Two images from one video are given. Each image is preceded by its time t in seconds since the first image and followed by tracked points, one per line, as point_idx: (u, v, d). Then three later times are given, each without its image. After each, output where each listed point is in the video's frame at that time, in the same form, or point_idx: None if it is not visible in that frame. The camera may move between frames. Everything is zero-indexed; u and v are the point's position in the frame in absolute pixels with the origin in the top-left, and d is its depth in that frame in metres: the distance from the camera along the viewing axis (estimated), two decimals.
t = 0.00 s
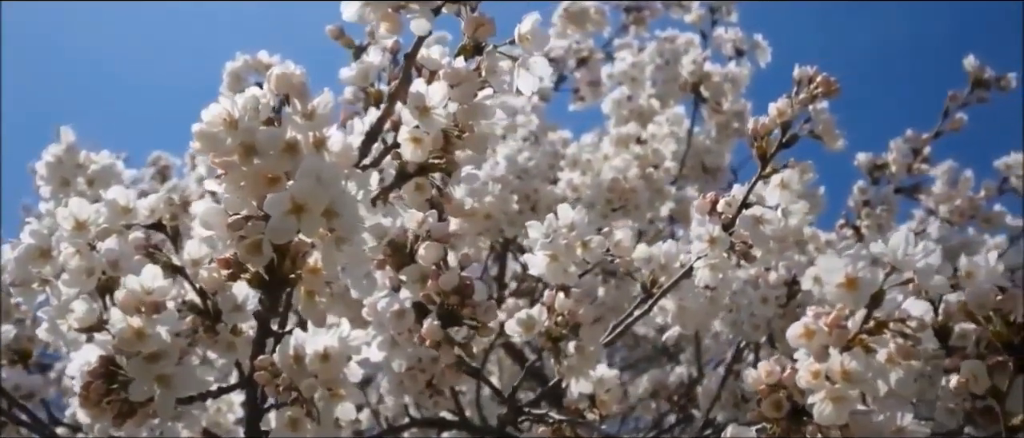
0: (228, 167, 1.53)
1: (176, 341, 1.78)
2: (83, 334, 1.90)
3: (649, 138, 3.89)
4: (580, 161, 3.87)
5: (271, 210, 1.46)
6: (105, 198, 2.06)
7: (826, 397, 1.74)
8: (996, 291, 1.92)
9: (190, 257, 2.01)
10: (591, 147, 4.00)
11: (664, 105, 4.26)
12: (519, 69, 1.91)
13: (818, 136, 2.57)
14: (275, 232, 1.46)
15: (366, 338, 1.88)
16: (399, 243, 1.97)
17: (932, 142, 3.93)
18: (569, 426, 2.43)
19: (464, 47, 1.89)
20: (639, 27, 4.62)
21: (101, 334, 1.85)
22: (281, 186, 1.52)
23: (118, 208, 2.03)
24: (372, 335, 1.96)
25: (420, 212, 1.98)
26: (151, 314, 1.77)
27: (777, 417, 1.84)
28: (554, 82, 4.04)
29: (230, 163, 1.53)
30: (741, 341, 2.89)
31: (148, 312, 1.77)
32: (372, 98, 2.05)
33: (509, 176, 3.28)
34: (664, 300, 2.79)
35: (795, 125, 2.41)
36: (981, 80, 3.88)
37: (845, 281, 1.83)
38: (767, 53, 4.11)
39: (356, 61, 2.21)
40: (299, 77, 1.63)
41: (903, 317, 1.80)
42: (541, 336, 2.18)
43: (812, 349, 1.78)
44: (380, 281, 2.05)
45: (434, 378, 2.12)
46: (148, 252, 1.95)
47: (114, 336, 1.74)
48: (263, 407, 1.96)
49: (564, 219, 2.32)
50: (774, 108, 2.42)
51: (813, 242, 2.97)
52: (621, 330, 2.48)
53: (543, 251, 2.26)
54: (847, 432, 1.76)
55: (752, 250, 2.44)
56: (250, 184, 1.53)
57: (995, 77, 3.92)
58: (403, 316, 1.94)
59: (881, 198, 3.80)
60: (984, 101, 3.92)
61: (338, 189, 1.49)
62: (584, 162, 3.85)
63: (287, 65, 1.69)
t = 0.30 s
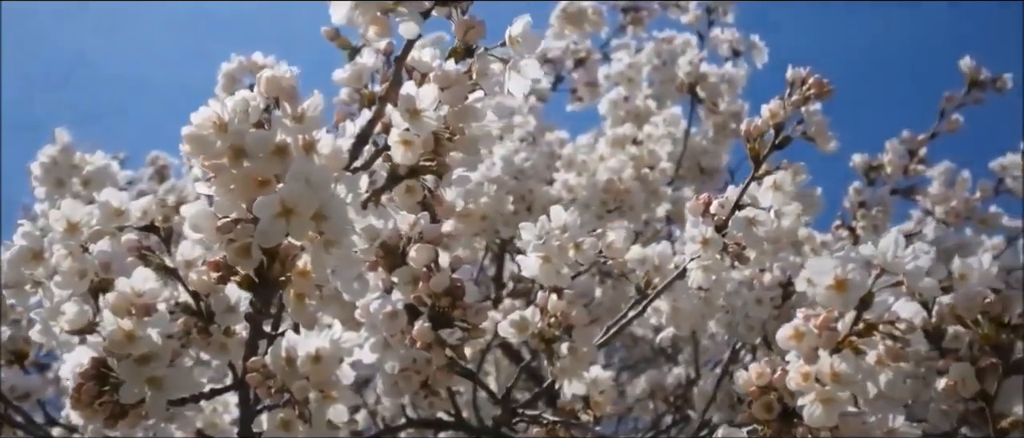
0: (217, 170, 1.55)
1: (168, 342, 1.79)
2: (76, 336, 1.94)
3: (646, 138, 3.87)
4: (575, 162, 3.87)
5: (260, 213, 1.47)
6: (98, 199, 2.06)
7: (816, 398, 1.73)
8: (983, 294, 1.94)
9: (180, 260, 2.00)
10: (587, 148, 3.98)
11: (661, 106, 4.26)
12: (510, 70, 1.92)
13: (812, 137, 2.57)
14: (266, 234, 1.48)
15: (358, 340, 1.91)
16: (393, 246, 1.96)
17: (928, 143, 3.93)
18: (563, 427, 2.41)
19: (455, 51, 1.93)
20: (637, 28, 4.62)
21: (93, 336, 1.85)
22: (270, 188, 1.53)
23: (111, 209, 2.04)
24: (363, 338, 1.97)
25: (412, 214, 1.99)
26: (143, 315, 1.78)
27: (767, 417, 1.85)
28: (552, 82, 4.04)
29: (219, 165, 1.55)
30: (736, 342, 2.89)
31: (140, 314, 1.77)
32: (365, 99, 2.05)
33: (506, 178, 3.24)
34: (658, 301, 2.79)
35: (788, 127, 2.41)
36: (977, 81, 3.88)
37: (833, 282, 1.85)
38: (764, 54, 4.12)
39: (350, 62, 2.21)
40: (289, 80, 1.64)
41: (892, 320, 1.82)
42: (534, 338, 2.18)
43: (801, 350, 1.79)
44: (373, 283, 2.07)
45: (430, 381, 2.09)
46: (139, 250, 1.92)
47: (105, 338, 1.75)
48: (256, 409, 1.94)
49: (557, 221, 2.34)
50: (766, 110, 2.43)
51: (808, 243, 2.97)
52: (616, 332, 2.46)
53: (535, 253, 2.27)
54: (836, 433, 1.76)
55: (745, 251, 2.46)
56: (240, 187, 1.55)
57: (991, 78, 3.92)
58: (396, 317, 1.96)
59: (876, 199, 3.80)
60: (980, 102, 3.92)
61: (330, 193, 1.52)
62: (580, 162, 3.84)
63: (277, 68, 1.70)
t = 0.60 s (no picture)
0: (210, 173, 1.58)
1: (158, 343, 1.80)
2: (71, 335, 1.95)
3: (642, 139, 3.70)
4: (572, 164, 3.80)
5: (250, 216, 1.51)
6: (93, 201, 2.06)
7: (807, 400, 1.74)
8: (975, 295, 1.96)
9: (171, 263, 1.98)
10: (584, 148, 3.94)
11: (657, 107, 4.03)
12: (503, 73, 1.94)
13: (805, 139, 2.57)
14: (256, 236, 1.50)
15: (352, 341, 1.89)
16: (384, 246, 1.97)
17: (923, 144, 3.94)
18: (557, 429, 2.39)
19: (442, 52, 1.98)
20: (634, 29, 4.62)
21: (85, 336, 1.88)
22: (258, 190, 1.56)
23: (105, 211, 2.04)
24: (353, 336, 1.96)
25: (406, 214, 2.04)
26: (135, 317, 1.80)
27: (759, 420, 1.86)
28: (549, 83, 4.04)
29: (211, 167, 1.58)
30: (731, 343, 2.88)
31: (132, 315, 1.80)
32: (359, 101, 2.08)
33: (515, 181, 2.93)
34: (653, 302, 2.80)
35: (780, 128, 2.43)
36: (972, 83, 3.89)
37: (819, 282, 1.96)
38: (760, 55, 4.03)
39: (343, 63, 2.19)
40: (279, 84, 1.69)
41: (880, 322, 1.94)
42: (528, 339, 2.19)
43: (790, 352, 1.87)
44: (366, 285, 2.06)
45: (423, 381, 2.07)
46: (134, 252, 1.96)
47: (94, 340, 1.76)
48: (250, 410, 1.91)
49: (551, 224, 2.36)
50: (759, 112, 2.49)
51: (803, 244, 2.98)
52: (611, 331, 2.47)
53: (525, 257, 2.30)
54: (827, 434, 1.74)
55: (743, 253, 2.46)
56: (231, 189, 1.57)
57: (986, 79, 3.93)
58: (388, 317, 1.96)
59: (870, 200, 3.81)
60: (975, 104, 3.93)
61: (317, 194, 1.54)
62: (576, 163, 3.81)
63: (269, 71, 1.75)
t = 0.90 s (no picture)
0: (222, 179, 1.88)
1: (156, 341, 1.85)
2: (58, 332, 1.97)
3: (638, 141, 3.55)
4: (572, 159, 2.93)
5: (240, 216, 1.80)
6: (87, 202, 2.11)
7: (792, 402, 2.02)
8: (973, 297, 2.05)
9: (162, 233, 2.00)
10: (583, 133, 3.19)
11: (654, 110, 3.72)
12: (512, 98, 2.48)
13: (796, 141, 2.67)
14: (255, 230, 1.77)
15: (343, 342, 1.88)
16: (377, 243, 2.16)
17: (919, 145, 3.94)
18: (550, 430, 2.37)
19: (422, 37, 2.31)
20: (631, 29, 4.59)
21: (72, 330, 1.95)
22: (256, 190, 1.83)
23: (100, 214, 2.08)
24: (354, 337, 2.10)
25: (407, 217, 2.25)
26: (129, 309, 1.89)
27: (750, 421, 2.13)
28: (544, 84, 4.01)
29: (219, 173, 1.88)
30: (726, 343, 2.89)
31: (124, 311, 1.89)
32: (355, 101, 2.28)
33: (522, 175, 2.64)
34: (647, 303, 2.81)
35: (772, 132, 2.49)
36: (968, 84, 3.89)
37: (806, 284, 2.15)
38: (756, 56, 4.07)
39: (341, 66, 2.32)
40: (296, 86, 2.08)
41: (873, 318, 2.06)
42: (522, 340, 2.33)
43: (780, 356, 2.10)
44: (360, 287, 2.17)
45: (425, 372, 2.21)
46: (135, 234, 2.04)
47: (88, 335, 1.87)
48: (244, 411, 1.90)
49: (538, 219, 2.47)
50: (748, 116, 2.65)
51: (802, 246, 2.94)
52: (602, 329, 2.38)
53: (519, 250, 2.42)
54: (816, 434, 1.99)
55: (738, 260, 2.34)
56: (233, 191, 1.85)
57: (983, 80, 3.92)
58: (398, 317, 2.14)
59: (867, 202, 3.80)
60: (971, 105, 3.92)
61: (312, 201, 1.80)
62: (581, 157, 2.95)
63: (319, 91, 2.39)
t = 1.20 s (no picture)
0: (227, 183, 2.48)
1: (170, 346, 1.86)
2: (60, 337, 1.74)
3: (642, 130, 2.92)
4: (568, 157, 2.51)
5: (241, 223, 2.08)
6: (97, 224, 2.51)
7: (784, 404, 2.02)
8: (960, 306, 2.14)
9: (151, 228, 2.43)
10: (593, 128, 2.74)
11: (653, 106, 3.17)
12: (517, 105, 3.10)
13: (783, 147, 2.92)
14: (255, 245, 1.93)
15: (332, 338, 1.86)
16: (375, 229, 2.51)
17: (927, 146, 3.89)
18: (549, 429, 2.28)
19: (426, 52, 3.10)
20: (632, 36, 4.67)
21: (77, 337, 1.75)
22: (252, 200, 2.08)
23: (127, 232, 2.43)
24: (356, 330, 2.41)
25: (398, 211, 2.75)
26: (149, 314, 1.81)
27: (752, 426, 2.04)
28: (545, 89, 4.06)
29: (227, 178, 2.44)
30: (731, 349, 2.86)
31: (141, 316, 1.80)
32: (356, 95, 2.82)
33: (520, 178, 2.55)
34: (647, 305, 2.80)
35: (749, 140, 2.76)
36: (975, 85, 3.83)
37: (805, 289, 2.17)
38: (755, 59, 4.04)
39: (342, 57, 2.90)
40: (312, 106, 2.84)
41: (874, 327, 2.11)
42: (520, 339, 2.40)
43: (772, 361, 2.10)
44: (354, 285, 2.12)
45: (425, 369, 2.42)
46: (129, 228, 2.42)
47: (100, 339, 1.75)
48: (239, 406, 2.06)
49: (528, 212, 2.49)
50: (721, 131, 3.18)
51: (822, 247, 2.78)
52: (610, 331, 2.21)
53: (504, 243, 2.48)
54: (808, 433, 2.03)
55: (748, 265, 2.17)
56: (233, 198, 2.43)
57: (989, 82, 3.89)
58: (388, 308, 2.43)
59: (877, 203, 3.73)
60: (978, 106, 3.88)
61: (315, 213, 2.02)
62: (585, 160, 2.48)
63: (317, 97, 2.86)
